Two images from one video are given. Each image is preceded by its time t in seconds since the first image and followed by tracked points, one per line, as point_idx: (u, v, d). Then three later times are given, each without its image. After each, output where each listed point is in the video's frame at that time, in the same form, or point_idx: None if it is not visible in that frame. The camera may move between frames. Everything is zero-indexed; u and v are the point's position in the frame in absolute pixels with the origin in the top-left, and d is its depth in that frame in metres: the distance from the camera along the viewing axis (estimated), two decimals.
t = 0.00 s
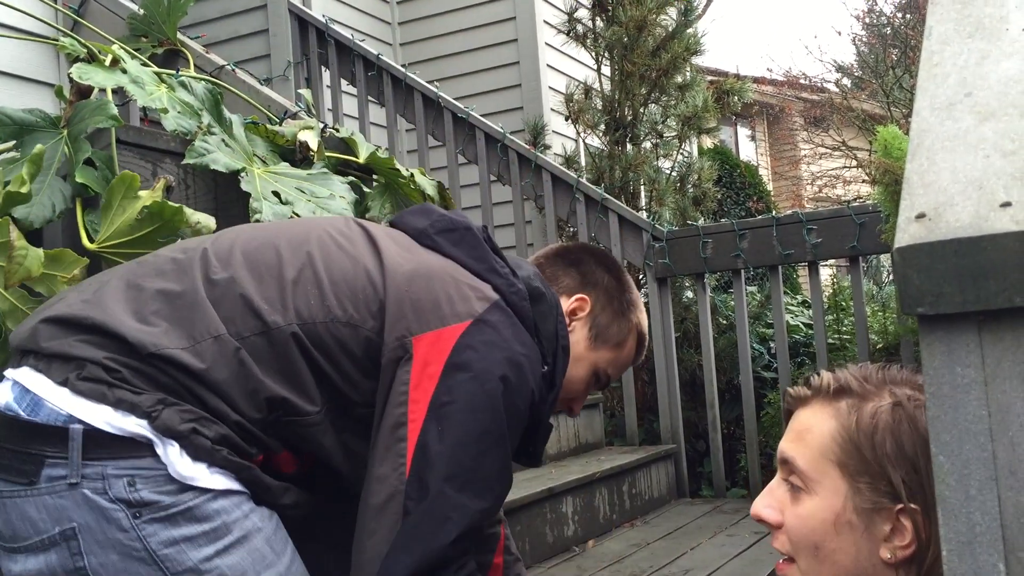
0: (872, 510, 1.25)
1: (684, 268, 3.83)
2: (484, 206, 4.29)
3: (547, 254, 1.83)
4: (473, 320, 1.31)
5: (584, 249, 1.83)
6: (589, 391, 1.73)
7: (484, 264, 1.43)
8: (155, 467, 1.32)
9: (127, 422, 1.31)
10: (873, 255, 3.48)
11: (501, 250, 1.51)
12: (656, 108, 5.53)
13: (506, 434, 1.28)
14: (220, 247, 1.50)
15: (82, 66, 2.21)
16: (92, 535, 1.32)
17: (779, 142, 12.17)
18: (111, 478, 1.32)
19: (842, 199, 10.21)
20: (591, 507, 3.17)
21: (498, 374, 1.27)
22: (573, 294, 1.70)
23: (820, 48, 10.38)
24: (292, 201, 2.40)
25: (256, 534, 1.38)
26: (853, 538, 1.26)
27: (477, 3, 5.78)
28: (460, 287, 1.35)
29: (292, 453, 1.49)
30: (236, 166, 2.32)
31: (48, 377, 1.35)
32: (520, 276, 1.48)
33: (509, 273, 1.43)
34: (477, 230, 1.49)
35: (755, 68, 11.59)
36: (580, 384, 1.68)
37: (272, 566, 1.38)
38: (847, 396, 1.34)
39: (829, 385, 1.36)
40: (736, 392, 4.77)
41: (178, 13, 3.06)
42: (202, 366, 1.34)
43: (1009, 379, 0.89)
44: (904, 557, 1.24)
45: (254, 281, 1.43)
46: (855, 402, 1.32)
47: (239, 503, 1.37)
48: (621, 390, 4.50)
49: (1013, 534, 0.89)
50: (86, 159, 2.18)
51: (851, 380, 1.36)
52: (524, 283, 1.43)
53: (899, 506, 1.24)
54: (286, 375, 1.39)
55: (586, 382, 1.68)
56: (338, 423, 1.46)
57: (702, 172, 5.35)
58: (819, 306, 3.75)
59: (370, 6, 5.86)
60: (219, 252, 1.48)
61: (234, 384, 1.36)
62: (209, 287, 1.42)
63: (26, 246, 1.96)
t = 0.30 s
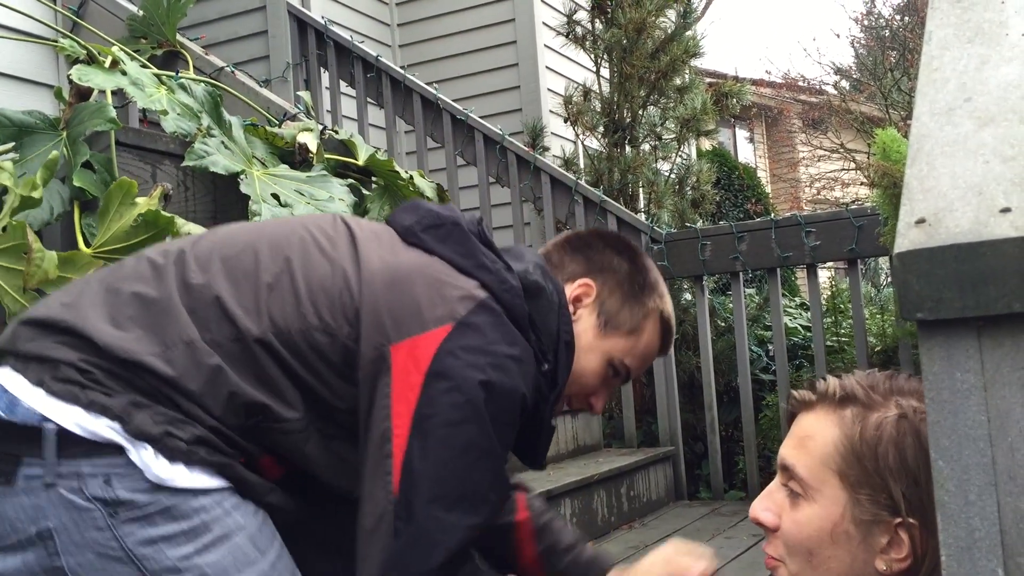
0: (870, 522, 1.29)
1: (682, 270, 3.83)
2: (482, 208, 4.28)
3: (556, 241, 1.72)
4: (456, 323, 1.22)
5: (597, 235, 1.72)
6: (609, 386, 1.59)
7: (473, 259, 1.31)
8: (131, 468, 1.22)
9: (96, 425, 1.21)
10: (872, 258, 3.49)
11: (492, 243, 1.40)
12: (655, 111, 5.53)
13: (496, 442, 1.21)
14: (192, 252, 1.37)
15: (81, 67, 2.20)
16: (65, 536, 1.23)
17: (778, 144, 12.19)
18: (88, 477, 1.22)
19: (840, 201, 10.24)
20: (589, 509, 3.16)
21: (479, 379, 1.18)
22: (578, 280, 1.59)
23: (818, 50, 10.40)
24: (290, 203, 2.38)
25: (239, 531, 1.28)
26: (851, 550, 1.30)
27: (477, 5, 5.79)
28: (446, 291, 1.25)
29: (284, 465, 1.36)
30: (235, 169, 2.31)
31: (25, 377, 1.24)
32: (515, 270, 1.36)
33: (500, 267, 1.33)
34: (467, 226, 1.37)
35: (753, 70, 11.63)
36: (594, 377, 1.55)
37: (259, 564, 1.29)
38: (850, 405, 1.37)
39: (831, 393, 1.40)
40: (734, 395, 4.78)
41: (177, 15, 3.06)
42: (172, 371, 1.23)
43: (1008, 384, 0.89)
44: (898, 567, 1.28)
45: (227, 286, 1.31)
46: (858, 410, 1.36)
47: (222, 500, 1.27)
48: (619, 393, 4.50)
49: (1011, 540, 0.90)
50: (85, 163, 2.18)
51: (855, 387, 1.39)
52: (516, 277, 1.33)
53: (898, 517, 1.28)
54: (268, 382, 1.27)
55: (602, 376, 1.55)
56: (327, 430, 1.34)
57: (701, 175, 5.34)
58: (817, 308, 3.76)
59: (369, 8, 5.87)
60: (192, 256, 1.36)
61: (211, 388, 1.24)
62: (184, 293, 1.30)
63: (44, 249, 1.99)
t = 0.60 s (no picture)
0: (878, 554, 1.27)
1: (682, 271, 3.83)
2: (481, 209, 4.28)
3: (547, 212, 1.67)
4: (410, 306, 1.22)
5: (586, 203, 1.66)
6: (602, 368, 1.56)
7: (429, 235, 1.31)
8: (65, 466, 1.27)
9: (28, 421, 1.27)
10: (870, 258, 3.49)
11: (458, 217, 1.38)
12: (654, 111, 5.53)
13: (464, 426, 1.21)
14: (143, 234, 1.41)
15: (80, 67, 2.20)
16: (4, 531, 1.29)
17: (776, 144, 12.20)
18: (23, 470, 1.28)
19: (839, 202, 10.25)
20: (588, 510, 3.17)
21: (435, 370, 1.18)
22: (567, 257, 1.55)
23: (817, 51, 10.41)
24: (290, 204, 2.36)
25: (179, 526, 1.32)
26: None
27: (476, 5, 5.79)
28: (392, 273, 1.25)
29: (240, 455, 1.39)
30: (235, 169, 2.30)
31: None
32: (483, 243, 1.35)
33: (463, 242, 1.31)
34: (423, 198, 1.37)
35: (751, 71, 11.64)
36: (587, 360, 1.52)
37: (198, 559, 1.32)
38: (859, 438, 1.32)
39: (837, 424, 1.35)
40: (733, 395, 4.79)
41: (177, 15, 3.06)
42: (106, 366, 1.27)
43: (1010, 386, 0.89)
44: None
45: (171, 273, 1.34)
46: (866, 441, 1.31)
47: (161, 494, 1.31)
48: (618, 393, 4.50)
49: (1012, 541, 0.90)
50: (83, 162, 2.15)
51: (860, 417, 1.34)
52: (481, 251, 1.31)
53: (913, 555, 1.25)
54: (212, 372, 1.31)
55: (593, 358, 1.52)
56: (288, 419, 1.36)
57: (700, 175, 5.34)
58: (816, 309, 3.76)
59: (369, 8, 5.86)
60: (140, 241, 1.40)
61: (147, 382, 1.28)
62: (125, 279, 1.34)
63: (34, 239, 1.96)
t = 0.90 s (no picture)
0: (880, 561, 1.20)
1: (679, 269, 3.84)
2: (479, 207, 4.27)
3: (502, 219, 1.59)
4: (391, 329, 1.17)
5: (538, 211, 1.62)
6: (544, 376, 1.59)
7: (405, 257, 1.26)
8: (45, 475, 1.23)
9: None
10: (867, 256, 3.50)
11: (429, 234, 1.34)
12: (651, 109, 5.53)
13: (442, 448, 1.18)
14: (101, 248, 1.32)
15: (77, 65, 2.20)
16: None
17: (773, 142, 12.23)
18: None
19: (837, 201, 10.28)
20: (585, 508, 3.17)
21: (420, 395, 1.15)
22: (533, 278, 1.51)
23: (814, 49, 10.41)
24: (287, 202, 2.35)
25: (159, 534, 1.25)
26: None
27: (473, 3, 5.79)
28: (369, 294, 1.20)
29: (207, 470, 1.32)
30: (232, 167, 2.30)
31: None
32: (454, 262, 1.31)
33: (435, 264, 1.27)
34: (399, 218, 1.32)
35: (749, 69, 11.67)
36: (533, 372, 1.55)
37: (182, 566, 1.25)
38: (893, 447, 1.22)
39: (877, 433, 1.23)
40: (730, 393, 4.81)
41: (174, 13, 3.06)
42: (76, 390, 1.20)
43: (1006, 384, 0.89)
44: None
45: (135, 289, 1.27)
46: (898, 452, 1.22)
47: (138, 504, 1.24)
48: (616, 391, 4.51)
49: (1007, 539, 0.90)
50: (79, 160, 2.14)
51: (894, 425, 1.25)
52: (453, 273, 1.28)
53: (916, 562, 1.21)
54: (183, 391, 1.24)
55: (540, 369, 1.56)
56: (257, 435, 1.31)
57: (697, 174, 5.31)
58: (813, 307, 3.77)
59: (366, 6, 5.86)
60: (101, 254, 1.31)
61: (119, 401, 1.22)
62: (88, 297, 1.27)
63: None
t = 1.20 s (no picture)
0: (797, 504, 1.05)
1: (672, 261, 3.84)
2: (472, 200, 4.28)
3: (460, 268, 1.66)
4: (348, 368, 1.18)
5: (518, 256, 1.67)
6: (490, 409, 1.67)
7: (371, 294, 1.26)
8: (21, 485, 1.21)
9: None
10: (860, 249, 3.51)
11: (396, 270, 1.33)
12: (645, 102, 5.54)
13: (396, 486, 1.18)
14: (58, 281, 1.29)
15: (68, 56, 2.21)
16: None
17: (767, 137, 12.26)
18: None
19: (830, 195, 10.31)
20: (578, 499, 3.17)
21: (375, 435, 1.14)
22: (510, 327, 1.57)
23: (809, 44, 10.41)
24: (281, 192, 2.35)
25: (126, 541, 1.23)
26: (769, 537, 1.07)
27: None
28: (328, 333, 1.20)
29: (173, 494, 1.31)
30: (225, 158, 2.29)
31: None
32: (420, 297, 1.30)
33: (400, 302, 1.26)
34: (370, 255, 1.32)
35: (743, 64, 11.69)
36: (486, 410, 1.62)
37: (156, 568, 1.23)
38: (779, 383, 1.04)
39: (761, 375, 1.05)
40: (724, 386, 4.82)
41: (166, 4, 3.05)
42: (41, 425, 1.17)
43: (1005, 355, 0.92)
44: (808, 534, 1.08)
45: (94, 322, 1.24)
46: (791, 394, 1.04)
47: (102, 518, 1.22)
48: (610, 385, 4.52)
49: (992, 524, 1.11)
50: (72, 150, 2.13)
51: (779, 363, 1.06)
52: (417, 309, 1.27)
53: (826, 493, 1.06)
54: (146, 423, 1.22)
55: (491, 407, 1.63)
56: (216, 467, 1.30)
57: (691, 167, 5.37)
58: (806, 299, 3.77)
59: None
60: (59, 286, 1.29)
61: (85, 434, 1.19)
62: (45, 332, 1.24)
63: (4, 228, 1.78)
